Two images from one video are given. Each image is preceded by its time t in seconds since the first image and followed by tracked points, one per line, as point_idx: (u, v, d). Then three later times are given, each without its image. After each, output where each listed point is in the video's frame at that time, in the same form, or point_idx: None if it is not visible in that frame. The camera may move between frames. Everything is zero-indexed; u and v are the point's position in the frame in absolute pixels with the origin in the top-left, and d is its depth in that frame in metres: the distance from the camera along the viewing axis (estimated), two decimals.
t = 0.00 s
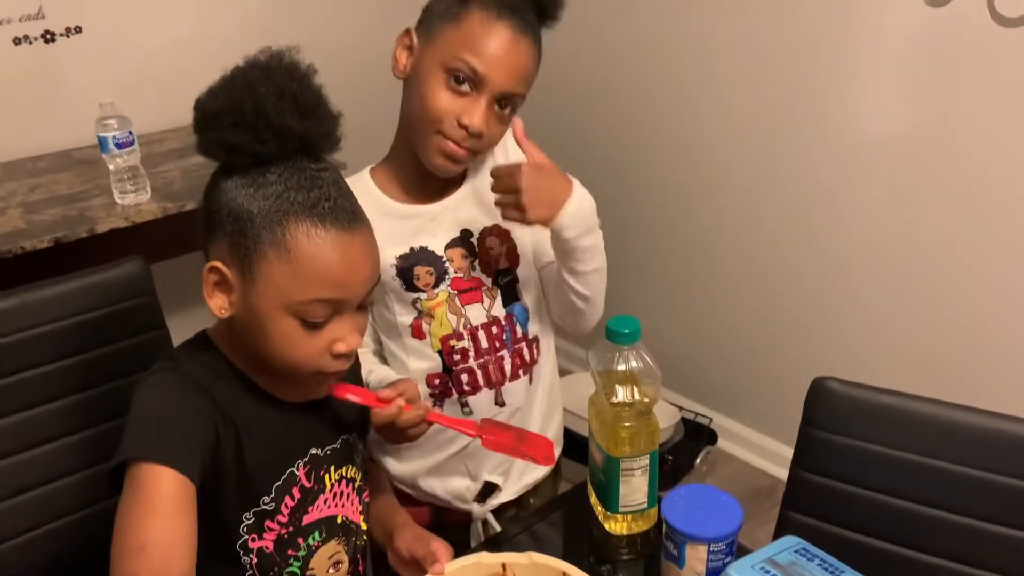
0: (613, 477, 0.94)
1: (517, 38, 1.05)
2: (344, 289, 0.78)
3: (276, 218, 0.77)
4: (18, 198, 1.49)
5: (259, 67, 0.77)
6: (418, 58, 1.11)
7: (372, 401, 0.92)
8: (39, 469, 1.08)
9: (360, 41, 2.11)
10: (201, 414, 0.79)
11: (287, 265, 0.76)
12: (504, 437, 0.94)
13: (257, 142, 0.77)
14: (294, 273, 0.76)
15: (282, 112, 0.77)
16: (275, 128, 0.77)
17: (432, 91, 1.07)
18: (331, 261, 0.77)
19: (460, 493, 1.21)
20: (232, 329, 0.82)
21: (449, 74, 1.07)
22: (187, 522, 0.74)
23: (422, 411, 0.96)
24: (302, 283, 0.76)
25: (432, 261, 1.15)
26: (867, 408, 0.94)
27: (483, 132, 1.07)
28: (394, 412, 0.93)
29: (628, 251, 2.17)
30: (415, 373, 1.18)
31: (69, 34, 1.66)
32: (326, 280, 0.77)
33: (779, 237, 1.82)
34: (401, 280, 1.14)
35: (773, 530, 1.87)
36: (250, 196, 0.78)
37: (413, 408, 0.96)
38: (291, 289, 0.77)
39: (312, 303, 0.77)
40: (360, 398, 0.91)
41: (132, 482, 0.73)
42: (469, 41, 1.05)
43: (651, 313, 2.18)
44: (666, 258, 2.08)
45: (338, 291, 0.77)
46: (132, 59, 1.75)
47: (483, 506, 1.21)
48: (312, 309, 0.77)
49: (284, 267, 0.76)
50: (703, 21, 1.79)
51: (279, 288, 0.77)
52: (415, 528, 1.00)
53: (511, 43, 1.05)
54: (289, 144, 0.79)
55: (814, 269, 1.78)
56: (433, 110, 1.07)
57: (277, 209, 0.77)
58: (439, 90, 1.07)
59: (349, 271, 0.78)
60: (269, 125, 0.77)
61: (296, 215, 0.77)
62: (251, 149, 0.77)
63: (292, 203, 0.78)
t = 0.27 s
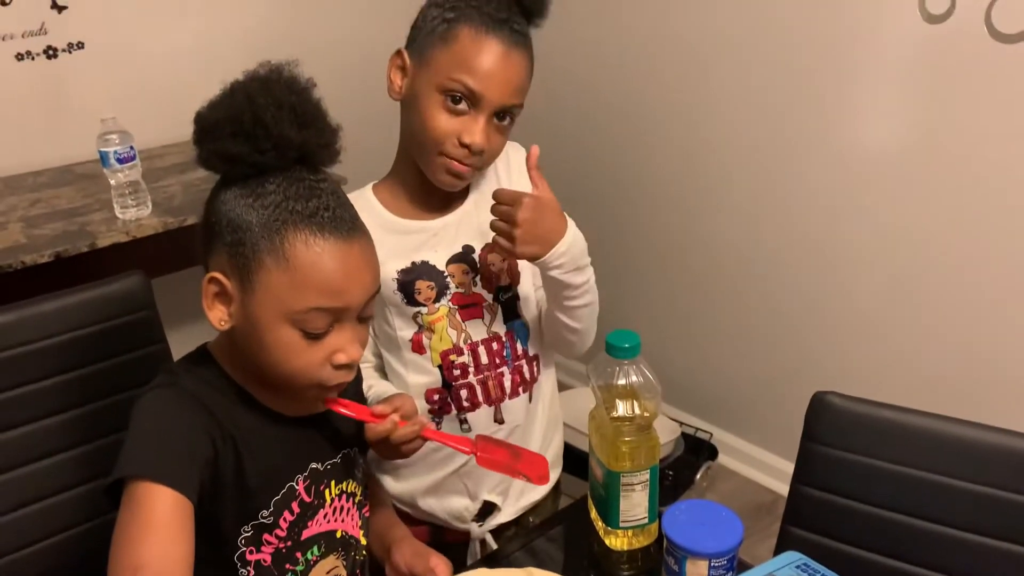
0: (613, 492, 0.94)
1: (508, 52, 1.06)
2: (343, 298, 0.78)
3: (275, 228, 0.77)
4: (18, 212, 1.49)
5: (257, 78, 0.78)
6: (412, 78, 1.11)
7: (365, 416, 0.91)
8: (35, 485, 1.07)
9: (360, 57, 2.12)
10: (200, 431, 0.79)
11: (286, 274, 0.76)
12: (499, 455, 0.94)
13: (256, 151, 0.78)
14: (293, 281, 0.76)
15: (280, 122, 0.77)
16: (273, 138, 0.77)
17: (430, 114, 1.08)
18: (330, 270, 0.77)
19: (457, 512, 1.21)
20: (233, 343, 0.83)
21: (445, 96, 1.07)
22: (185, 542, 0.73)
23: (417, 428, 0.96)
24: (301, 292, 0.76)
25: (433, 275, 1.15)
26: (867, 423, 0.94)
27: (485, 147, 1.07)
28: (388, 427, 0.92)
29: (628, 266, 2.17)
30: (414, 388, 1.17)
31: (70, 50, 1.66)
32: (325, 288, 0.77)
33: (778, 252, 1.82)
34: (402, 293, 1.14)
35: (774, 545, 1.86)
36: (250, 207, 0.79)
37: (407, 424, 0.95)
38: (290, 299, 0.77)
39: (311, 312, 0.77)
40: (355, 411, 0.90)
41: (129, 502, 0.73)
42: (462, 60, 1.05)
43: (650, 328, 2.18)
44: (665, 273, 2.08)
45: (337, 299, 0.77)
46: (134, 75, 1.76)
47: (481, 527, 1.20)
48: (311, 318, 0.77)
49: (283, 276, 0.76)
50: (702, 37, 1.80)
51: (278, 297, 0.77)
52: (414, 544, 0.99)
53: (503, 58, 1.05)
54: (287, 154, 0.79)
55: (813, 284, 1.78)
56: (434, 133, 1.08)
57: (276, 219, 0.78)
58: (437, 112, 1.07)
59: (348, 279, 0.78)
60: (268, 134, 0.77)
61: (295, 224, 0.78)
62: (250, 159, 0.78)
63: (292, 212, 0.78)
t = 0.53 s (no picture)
0: (612, 500, 0.94)
1: (505, 67, 1.06)
2: (342, 307, 0.78)
3: (273, 236, 0.78)
4: (18, 223, 1.50)
5: (255, 90, 0.80)
6: (409, 93, 1.11)
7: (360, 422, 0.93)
8: (35, 495, 1.07)
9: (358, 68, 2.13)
10: (199, 441, 0.79)
11: (284, 282, 0.77)
12: (490, 478, 0.99)
13: (255, 160, 0.79)
14: (291, 289, 0.77)
15: (278, 132, 0.78)
16: (271, 147, 0.78)
17: (430, 131, 1.08)
18: (328, 278, 0.77)
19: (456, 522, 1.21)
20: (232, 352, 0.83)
21: (444, 113, 1.07)
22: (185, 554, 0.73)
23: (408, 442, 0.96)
24: (299, 299, 0.77)
25: (435, 285, 1.15)
26: (865, 432, 0.94)
27: (486, 162, 1.08)
28: (379, 438, 0.93)
29: (625, 275, 2.18)
30: (413, 398, 1.18)
31: (70, 61, 1.67)
32: (323, 296, 0.77)
33: (775, 260, 1.83)
34: (403, 303, 1.14)
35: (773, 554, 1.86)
36: (249, 215, 0.79)
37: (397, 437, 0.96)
38: (288, 307, 0.77)
39: (309, 319, 0.77)
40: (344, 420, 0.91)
41: (130, 512, 0.73)
42: (460, 77, 1.05)
43: (648, 336, 2.18)
44: (664, 282, 2.09)
45: (336, 307, 0.78)
46: (133, 85, 1.76)
47: (481, 537, 1.21)
48: (310, 326, 0.77)
49: (282, 284, 0.77)
50: (698, 48, 1.82)
51: (277, 305, 0.77)
52: (411, 552, 0.99)
53: (500, 73, 1.05)
54: (286, 164, 0.80)
55: (810, 292, 1.79)
56: (435, 150, 1.08)
57: (275, 227, 0.78)
58: (437, 129, 1.08)
59: (347, 287, 0.78)
60: (266, 143, 0.78)
61: (293, 232, 0.78)
62: (249, 168, 0.79)
63: (290, 221, 0.79)
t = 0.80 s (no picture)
0: (610, 500, 0.95)
1: (505, 71, 1.06)
2: (330, 302, 0.78)
3: (259, 234, 0.78)
4: (17, 224, 1.50)
5: (239, 91, 0.82)
6: (410, 98, 1.11)
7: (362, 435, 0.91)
8: (35, 497, 1.07)
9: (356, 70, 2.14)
10: (193, 444, 0.80)
11: (271, 279, 0.77)
12: (462, 536, 0.93)
13: (238, 159, 0.80)
14: (279, 286, 0.77)
15: (262, 131, 0.80)
16: (254, 146, 0.80)
17: (431, 138, 1.08)
18: (315, 274, 0.78)
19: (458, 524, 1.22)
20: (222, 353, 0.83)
21: (444, 119, 1.07)
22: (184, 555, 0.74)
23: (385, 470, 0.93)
24: (288, 296, 0.77)
25: (435, 288, 1.15)
26: (861, 432, 0.94)
27: (487, 166, 1.08)
28: (371, 450, 0.91)
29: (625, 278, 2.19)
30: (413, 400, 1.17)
31: (69, 63, 1.68)
32: (311, 292, 0.77)
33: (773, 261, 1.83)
34: (403, 305, 1.14)
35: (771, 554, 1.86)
36: (235, 215, 0.80)
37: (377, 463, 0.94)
38: (275, 304, 0.77)
39: (299, 316, 0.77)
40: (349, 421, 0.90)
41: (127, 518, 0.73)
42: (459, 84, 1.06)
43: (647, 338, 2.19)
44: (663, 283, 2.09)
45: (325, 303, 0.78)
46: (131, 87, 1.76)
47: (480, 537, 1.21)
48: (299, 323, 0.78)
49: (269, 281, 0.77)
50: (696, 49, 1.82)
51: (265, 303, 0.77)
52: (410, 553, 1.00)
53: (500, 78, 1.06)
54: (270, 162, 0.81)
55: (808, 294, 1.80)
56: (436, 157, 1.09)
57: (262, 226, 0.79)
58: (437, 136, 1.08)
59: (335, 283, 0.78)
60: (250, 142, 0.80)
61: (280, 230, 0.79)
62: (233, 168, 0.80)
63: (277, 219, 0.79)
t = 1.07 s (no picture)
0: (610, 489, 0.95)
1: (504, 68, 1.02)
2: (324, 298, 0.78)
3: (252, 230, 0.78)
4: (18, 215, 1.51)
5: (231, 79, 0.80)
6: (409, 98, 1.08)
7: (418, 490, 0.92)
8: (35, 486, 1.07)
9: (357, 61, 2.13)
10: (186, 440, 0.79)
11: (265, 276, 0.77)
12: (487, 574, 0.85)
13: (230, 152, 0.79)
14: (273, 282, 0.77)
15: (255, 122, 0.79)
16: (247, 138, 0.79)
17: (433, 142, 1.05)
18: (310, 270, 0.77)
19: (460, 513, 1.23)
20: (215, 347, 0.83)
21: (444, 122, 1.04)
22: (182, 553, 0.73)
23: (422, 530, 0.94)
24: (282, 292, 0.77)
25: (456, 282, 1.14)
26: (862, 422, 0.95)
27: (493, 164, 1.05)
28: (425, 504, 0.91)
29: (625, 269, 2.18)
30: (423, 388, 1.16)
31: (69, 53, 1.68)
32: (306, 288, 0.77)
33: (772, 254, 1.83)
34: (424, 296, 1.12)
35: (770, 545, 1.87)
36: (227, 209, 0.79)
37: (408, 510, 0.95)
38: (270, 300, 0.77)
39: (293, 312, 0.77)
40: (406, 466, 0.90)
41: (120, 518, 0.73)
42: (457, 85, 1.01)
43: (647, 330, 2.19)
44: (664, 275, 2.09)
45: (319, 299, 0.78)
46: (132, 78, 1.76)
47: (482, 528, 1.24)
48: (294, 318, 0.78)
49: (263, 278, 0.77)
50: (696, 41, 1.82)
51: (259, 299, 0.77)
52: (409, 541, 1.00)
53: (499, 76, 1.02)
54: (262, 155, 0.80)
55: (808, 286, 1.80)
56: (441, 162, 1.06)
57: (255, 220, 0.78)
58: (439, 141, 1.05)
59: (330, 278, 0.78)
60: (242, 134, 0.79)
61: (273, 224, 0.78)
62: (224, 161, 0.79)
63: (269, 213, 0.79)
